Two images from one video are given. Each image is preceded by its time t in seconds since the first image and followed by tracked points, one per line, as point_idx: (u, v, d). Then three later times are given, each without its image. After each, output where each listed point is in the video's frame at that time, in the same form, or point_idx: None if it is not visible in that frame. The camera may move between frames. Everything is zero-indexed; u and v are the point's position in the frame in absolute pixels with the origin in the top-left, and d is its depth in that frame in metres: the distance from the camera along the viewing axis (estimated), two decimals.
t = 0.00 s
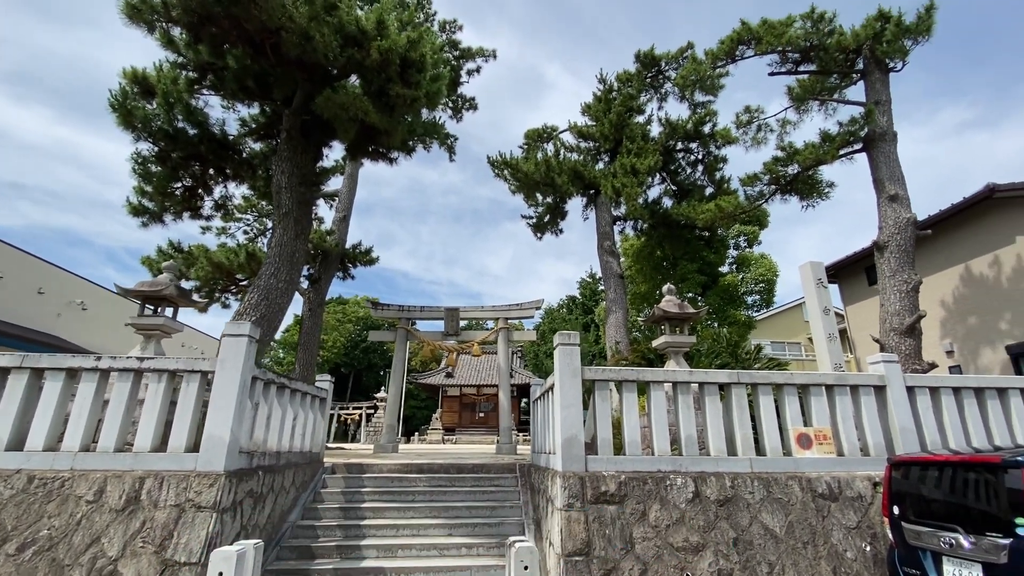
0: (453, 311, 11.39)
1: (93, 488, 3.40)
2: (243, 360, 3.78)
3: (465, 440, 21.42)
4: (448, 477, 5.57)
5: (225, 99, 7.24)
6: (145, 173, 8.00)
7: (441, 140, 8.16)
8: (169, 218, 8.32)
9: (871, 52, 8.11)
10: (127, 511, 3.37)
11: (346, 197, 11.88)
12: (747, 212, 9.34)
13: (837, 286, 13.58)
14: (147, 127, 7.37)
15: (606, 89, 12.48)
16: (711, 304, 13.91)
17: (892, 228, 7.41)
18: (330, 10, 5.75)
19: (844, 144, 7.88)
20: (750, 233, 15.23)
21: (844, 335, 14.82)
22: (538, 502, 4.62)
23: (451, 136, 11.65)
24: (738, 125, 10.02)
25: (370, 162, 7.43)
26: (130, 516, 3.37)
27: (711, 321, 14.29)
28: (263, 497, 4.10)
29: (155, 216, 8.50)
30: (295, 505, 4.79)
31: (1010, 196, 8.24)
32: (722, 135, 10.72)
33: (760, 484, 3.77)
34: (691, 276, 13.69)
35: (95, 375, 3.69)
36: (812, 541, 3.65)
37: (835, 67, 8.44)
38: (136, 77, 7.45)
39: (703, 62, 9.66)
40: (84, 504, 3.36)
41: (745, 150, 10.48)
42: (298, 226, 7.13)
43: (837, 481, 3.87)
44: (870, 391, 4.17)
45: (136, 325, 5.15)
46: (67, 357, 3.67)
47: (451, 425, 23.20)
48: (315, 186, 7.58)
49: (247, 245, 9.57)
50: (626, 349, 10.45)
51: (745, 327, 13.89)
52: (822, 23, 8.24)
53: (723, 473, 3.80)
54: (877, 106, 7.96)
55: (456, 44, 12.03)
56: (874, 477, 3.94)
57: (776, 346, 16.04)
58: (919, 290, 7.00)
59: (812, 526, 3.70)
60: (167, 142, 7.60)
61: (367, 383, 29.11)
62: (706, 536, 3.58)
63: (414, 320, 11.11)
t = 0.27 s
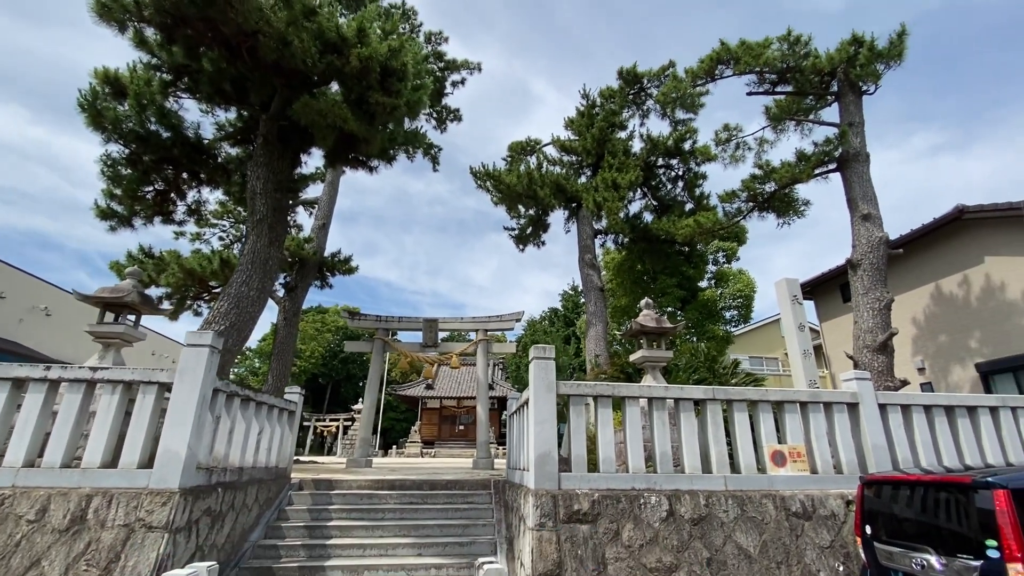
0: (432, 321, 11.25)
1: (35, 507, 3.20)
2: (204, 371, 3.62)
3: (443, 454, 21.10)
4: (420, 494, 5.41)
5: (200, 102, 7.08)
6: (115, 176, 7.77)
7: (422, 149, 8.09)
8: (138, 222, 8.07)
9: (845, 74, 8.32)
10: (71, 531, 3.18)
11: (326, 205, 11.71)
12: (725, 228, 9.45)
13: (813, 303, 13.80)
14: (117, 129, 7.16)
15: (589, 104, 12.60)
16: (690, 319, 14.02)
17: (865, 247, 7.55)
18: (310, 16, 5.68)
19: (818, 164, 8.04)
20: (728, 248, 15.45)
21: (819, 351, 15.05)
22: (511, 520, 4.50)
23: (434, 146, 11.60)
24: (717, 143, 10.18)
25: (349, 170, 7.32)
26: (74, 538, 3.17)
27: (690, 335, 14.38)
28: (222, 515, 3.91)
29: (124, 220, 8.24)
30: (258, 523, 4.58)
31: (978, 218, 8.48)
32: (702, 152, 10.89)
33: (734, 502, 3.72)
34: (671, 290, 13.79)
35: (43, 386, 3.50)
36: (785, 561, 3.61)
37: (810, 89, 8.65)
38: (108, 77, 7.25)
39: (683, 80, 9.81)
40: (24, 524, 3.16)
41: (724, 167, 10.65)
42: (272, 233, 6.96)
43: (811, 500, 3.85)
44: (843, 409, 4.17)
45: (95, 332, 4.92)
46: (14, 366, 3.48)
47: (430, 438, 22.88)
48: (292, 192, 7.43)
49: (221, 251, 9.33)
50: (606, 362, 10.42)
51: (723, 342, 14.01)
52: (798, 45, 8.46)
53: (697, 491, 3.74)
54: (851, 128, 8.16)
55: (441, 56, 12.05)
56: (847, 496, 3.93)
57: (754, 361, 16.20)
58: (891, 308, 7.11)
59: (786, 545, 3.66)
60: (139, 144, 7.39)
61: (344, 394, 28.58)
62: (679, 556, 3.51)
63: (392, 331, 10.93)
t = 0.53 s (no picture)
0: (408, 333, 11.08)
1: None
2: (160, 382, 3.44)
3: (420, 468, 20.71)
4: (390, 512, 5.22)
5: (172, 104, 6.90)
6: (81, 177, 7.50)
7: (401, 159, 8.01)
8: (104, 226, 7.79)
9: (819, 97, 8.53)
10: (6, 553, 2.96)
11: (304, 212, 11.50)
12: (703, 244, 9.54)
13: (788, 320, 14.02)
14: (85, 128, 6.93)
15: (571, 120, 12.72)
16: (668, 334, 14.09)
17: (838, 266, 7.69)
18: (289, 21, 5.60)
19: (793, 183, 8.19)
20: (706, 265, 15.64)
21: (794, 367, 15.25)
22: (482, 539, 4.36)
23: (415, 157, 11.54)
24: (696, 161, 10.34)
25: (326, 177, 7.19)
26: (11, 559, 2.97)
27: (668, 350, 14.45)
28: (175, 535, 3.69)
29: (90, 223, 7.94)
30: (215, 543, 4.35)
31: (946, 240, 8.72)
32: (681, 170, 11.04)
33: (708, 521, 3.65)
34: (649, 305, 13.86)
35: None
36: None
37: (786, 110, 8.85)
38: (78, 75, 7.04)
39: (663, 98, 9.95)
40: None
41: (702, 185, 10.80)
42: (244, 239, 6.76)
43: (785, 519, 3.80)
44: (817, 426, 4.17)
45: (48, 339, 4.68)
46: None
47: (406, 453, 22.49)
48: (266, 198, 7.26)
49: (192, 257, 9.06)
50: (584, 377, 10.37)
51: (701, 358, 14.11)
52: (774, 67, 8.67)
53: (671, 509, 3.67)
54: (825, 149, 8.36)
55: (425, 67, 12.05)
56: (821, 515, 3.90)
57: (731, 377, 16.34)
58: (863, 326, 7.22)
59: (761, 566, 3.60)
60: (107, 146, 7.15)
61: (319, 407, 27.95)
62: None
63: (367, 342, 10.71)
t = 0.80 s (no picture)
0: (382, 343, 10.84)
1: None
2: (106, 391, 3.20)
3: (392, 484, 20.21)
4: (355, 530, 4.99)
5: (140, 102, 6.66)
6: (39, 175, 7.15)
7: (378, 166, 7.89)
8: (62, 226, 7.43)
9: (792, 118, 8.72)
10: None
11: (278, 219, 11.22)
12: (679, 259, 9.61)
13: (762, 336, 14.22)
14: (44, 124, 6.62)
15: (552, 134, 12.80)
16: (644, 348, 14.13)
17: (810, 282, 7.81)
18: (263, 21, 5.47)
19: (767, 200, 8.33)
20: (682, 280, 15.81)
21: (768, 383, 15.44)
22: (450, 557, 4.18)
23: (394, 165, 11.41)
24: (673, 177, 10.47)
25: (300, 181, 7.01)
26: None
27: (644, 364, 14.48)
28: (117, 556, 3.42)
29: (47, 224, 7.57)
30: (164, 564, 4.06)
31: (912, 259, 8.96)
32: (658, 185, 11.17)
33: (683, 539, 3.56)
34: (626, 319, 13.90)
35: None
36: None
37: (760, 130, 9.04)
38: (39, 69, 6.74)
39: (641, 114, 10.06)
40: None
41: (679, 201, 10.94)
42: (210, 243, 6.50)
43: (760, 536, 3.74)
44: (791, 442, 4.14)
45: None
46: None
47: (378, 467, 22.00)
48: (236, 202, 7.03)
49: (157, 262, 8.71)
50: (561, 390, 10.26)
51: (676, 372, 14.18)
52: (749, 87, 8.87)
53: (645, 527, 3.56)
54: (798, 168, 8.55)
55: (406, 76, 12.00)
56: (795, 531, 3.85)
57: (705, 392, 16.45)
58: (834, 342, 7.32)
59: None
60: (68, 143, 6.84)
61: (290, 419, 27.17)
62: None
63: (338, 352, 10.43)
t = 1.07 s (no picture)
0: (354, 354, 10.57)
1: None
2: (45, 402, 2.96)
3: (365, 499, 19.66)
4: (317, 551, 4.73)
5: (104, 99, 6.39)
6: None
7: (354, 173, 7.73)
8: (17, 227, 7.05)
9: (767, 135, 8.87)
10: None
11: (250, 225, 10.92)
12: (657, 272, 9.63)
13: (738, 350, 14.35)
14: None
15: (532, 146, 12.82)
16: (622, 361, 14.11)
17: (785, 296, 7.89)
18: (235, 20, 5.32)
19: (743, 215, 8.43)
20: (660, 293, 15.92)
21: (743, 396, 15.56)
22: None
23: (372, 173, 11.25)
24: (651, 191, 10.56)
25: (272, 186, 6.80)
26: None
27: (622, 376, 14.45)
28: None
29: None
30: None
31: (882, 275, 9.15)
32: (637, 199, 11.24)
33: (659, 558, 3.44)
34: (604, 331, 13.88)
35: None
36: None
37: (736, 146, 9.18)
38: None
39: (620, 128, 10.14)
40: None
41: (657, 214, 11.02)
42: (175, 248, 6.23)
43: (737, 554, 3.64)
44: (767, 456, 4.09)
45: None
46: None
47: (352, 483, 21.43)
48: (204, 206, 6.78)
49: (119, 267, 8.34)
50: (538, 403, 10.12)
51: (654, 385, 14.18)
52: (726, 104, 9.02)
53: (620, 546, 3.44)
54: (772, 184, 8.69)
55: (387, 85, 11.91)
56: (772, 549, 3.77)
57: (683, 405, 16.49)
58: (809, 356, 7.37)
59: None
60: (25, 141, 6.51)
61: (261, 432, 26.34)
62: None
63: (309, 363, 10.11)
